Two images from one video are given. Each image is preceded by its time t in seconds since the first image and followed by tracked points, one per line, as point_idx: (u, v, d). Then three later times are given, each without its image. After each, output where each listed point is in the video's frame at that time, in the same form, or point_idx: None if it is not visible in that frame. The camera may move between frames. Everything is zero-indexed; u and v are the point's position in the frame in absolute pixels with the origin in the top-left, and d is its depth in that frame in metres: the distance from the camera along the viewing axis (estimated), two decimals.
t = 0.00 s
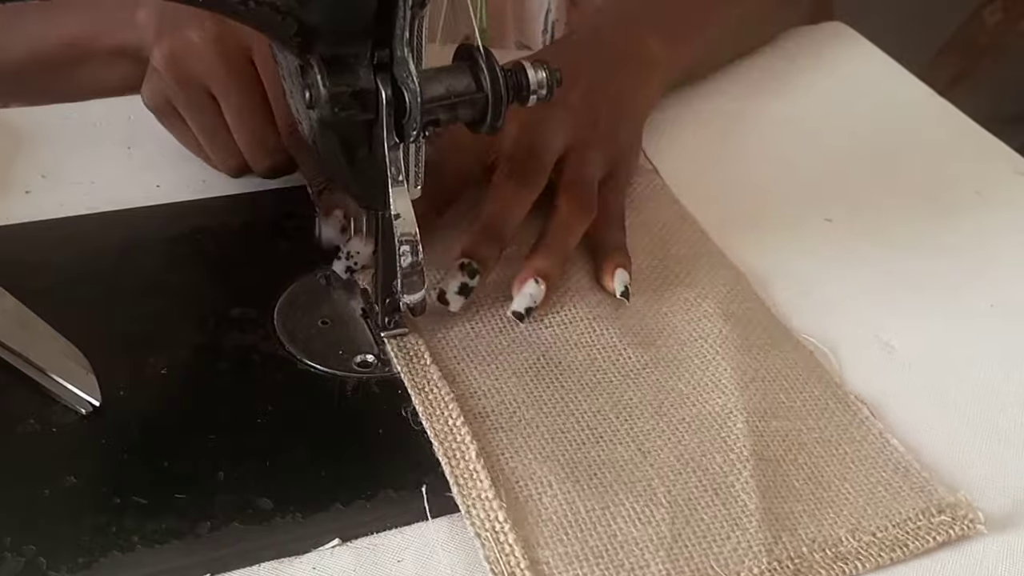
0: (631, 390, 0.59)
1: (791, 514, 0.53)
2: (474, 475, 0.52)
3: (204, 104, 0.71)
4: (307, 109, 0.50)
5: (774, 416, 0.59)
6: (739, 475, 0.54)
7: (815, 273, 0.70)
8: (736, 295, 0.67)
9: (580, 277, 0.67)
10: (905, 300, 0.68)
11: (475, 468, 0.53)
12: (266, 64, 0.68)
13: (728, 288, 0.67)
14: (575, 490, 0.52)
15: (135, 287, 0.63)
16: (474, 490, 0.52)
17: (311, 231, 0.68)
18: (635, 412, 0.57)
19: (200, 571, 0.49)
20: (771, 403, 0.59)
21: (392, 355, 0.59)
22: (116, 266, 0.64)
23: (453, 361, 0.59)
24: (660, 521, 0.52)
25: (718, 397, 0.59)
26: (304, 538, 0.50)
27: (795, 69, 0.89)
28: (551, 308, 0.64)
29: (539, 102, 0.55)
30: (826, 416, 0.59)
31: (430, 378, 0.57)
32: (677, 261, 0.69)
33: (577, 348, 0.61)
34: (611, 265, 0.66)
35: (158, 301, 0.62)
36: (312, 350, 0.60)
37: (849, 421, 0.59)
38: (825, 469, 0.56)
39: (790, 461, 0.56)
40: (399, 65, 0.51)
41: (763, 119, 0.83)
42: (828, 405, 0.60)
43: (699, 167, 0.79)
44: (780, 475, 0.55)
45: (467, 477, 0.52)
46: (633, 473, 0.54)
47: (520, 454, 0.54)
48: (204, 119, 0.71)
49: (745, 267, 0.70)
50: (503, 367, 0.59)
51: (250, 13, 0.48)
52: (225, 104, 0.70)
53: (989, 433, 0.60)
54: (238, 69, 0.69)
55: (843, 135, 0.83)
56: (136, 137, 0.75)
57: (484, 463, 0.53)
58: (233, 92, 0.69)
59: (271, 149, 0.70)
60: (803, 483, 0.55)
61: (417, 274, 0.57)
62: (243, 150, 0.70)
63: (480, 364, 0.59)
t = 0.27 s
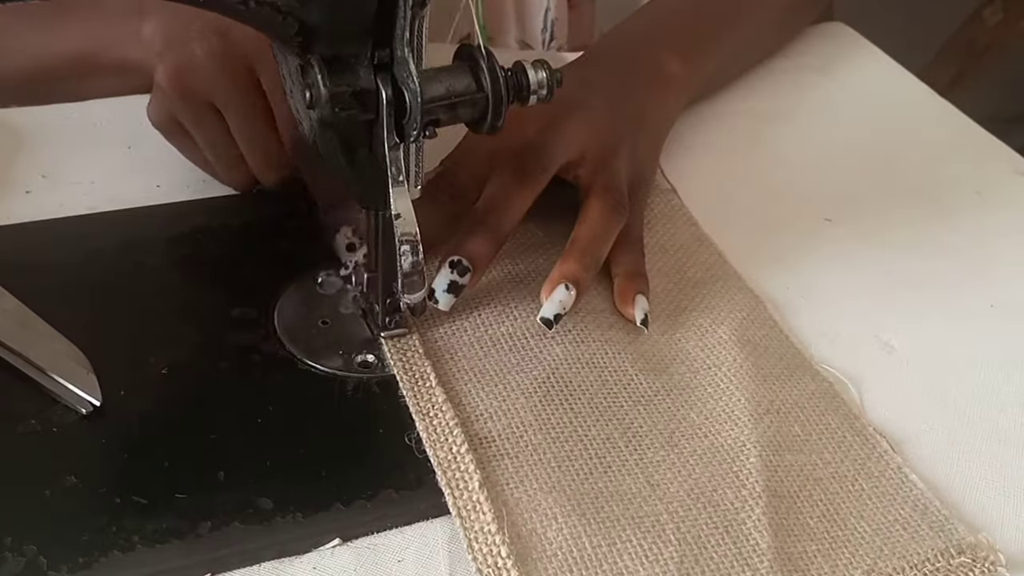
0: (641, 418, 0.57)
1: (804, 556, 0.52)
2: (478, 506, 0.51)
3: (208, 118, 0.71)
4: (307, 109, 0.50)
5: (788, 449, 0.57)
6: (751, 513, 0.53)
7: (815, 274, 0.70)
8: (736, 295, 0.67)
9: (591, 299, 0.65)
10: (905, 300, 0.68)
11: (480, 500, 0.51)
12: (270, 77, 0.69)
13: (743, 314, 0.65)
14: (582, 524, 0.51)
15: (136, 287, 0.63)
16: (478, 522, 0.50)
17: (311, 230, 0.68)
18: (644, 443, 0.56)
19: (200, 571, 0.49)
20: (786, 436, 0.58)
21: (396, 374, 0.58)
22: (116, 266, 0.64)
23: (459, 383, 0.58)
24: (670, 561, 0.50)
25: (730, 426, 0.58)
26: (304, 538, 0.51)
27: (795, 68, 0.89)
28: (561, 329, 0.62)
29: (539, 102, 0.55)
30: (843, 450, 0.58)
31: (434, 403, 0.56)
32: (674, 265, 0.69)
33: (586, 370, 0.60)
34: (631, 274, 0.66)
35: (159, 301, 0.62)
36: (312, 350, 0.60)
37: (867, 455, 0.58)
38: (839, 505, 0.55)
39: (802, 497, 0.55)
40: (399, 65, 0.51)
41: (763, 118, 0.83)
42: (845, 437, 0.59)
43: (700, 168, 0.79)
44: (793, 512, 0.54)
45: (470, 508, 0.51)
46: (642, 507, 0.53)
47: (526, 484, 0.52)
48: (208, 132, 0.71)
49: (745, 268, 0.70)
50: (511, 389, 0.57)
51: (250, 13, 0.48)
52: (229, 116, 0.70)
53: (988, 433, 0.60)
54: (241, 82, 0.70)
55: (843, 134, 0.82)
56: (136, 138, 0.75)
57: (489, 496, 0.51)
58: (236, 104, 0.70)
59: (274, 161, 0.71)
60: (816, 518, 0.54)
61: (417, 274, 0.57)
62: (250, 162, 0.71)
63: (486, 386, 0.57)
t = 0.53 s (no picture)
0: (649, 423, 0.57)
1: (814, 559, 0.52)
2: (486, 510, 0.51)
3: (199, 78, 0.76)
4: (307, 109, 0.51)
5: (796, 452, 0.57)
6: (761, 517, 0.53)
7: (816, 274, 0.70)
8: (736, 295, 0.67)
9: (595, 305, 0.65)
10: (906, 300, 0.68)
11: (487, 504, 0.51)
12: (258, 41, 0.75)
13: (749, 315, 0.65)
14: (591, 529, 0.51)
15: (136, 287, 0.63)
16: (486, 526, 0.50)
17: (311, 231, 0.68)
18: (652, 448, 0.56)
19: (200, 571, 0.49)
20: (794, 439, 0.58)
21: (400, 376, 0.57)
22: (116, 266, 0.64)
23: (465, 389, 0.57)
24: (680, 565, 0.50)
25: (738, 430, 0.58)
26: (305, 538, 0.51)
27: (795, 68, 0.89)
28: (567, 338, 0.62)
29: (539, 102, 0.55)
30: (851, 453, 0.58)
31: (441, 407, 0.56)
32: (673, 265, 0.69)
33: (592, 377, 0.60)
34: (637, 274, 0.65)
35: (159, 301, 0.62)
36: (312, 350, 0.60)
37: (875, 458, 0.58)
38: (847, 507, 0.55)
39: (811, 500, 0.55)
40: (399, 65, 0.51)
41: (763, 119, 0.83)
42: (853, 440, 0.59)
43: (700, 168, 0.79)
44: (803, 515, 0.54)
45: (479, 512, 0.51)
46: (652, 512, 0.52)
47: (535, 489, 0.52)
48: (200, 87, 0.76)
49: (746, 268, 0.70)
50: (518, 397, 0.57)
51: (250, 13, 0.48)
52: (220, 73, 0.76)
53: (988, 432, 0.60)
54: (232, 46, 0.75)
55: (844, 134, 0.82)
56: (135, 136, 0.74)
57: (497, 500, 0.51)
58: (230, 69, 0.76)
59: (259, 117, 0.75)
60: (825, 521, 0.54)
61: (416, 275, 0.56)
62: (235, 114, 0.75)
63: (493, 393, 0.57)
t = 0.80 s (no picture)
0: (648, 423, 0.57)
1: (812, 560, 0.52)
2: (483, 510, 0.51)
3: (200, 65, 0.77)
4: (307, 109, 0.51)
5: (796, 453, 0.57)
6: (759, 518, 0.53)
7: (815, 274, 0.70)
8: (736, 294, 0.67)
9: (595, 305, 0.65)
10: (906, 300, 0.68)
11: (486, 504, 0.51)
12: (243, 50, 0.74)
13: (751, 316, 0.65)
14: (588, 529, 0.51)
15: (136, 287, 0.63)
16: (484, 526, 0.50)
17: (311, 231, 0.68)
18: (651, 448, 0.56)
19: (200, 571, 0.49)
20: (794, 439, 0.58)
21: (399, 376, 0.57)
22: (116, 266, 0.64)
23: (464, 389, 0.57)
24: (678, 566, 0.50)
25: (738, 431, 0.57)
26: (304, 538, 0.51)
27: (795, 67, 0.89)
28: (567, 338, 0.62)
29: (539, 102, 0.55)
30: (851, 454, 0.58)
31: (439, 407, 0.56)
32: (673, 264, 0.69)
33: (592, 377, 0.59)
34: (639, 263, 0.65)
35: (159, 301, 0.62)
36: (312, 350, 0.60)
37: (875, 460, 0.57)
38: (846, 509, 0.55)
39: (810, 502, 0.55)
40: (399, 65, 0.51)
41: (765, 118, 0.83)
42: (853, 442, 0.58)
43: (702, 167, 0.78)
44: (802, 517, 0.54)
45: (476, 512, 0.51)
46: (649, 513, 0.52)
47: (533, 489, 0.52)
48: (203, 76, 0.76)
49: (746, 267, 0.70)
50: (517, 397, 0.57)
51: (250, 13, 0.48)
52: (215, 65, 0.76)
53: (988, 432, 0.60)
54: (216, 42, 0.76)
55: (845, 134, 0.82)
56: (135, 136, 0.74)
57: (495, 500, 0.51)
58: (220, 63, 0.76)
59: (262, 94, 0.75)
60: (823, 522, 0.54)
61: (417, 275, 0.57)
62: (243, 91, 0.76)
63: (491, 393, 0.57)
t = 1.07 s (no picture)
0: (647, 421, 0.57)
1: (812, 560, 0.52)
2: (483, 510, 0.51)
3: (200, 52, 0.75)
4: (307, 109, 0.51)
5: (796, 452, 0.57)
6: (759, 518, 0.53)
7: (815, 273, 0.70)
8: (738, 291, 0.67)
9: (595, 301, 0.65)
10: (907, 300, 0.68)
11: (485, 504, 0.51)
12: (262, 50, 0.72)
13: (752, 311, 0.65)
14: (588, 529, 0.51)
15: (136, 287, 0.63)
16: (483, 527, 0.50)
17: (312, 231, 0.68)
18: (651, 448, 0.56)
19: (200, 571, 0.49)
20: (794, 438, 0.58)
21: (399, 376, 0.57)
22: (117, 267, 0.64)
23: (465, 388, 0.57)
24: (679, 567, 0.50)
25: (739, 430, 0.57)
26: (304, 538, 0.51)
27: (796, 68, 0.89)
28: (567, 337, 0.62)
29: (540, 102, 0.55)
30: (851, 454, 0.58)
31: (439, 407, 0.56)
32: (667, 257, 0.69)
33: (592, 375, 0.59)
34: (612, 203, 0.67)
35: (159, 301, 0.62)
36: (312, 350, 0.60)
37: (875, 460, 0.58)
38: (846, 509, 0.55)
39: (809, 502, 0.55)
40: (399, 65, 0.51)
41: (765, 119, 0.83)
42: (853, 441, 0.59)
43: (702, 167, 0.78)
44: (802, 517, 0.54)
45: (476, 513, 0.51)
46: (649, 512, 0.52)
47: (533, 489, 0.52)
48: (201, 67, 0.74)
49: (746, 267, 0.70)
50: (517, 396, 0.57)
51: (250, 13, 0.48)
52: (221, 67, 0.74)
53: (988, 433, 0.60)
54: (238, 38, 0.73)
55: (845, 135, 0.82)
56: (135, 136, 0.74)
57: (495, 500, 0.51)
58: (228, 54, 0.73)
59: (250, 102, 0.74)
60: (823, 522, 0.54)
61: (418, 274, 0.57)
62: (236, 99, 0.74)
63: (492, 393, 0.57)
